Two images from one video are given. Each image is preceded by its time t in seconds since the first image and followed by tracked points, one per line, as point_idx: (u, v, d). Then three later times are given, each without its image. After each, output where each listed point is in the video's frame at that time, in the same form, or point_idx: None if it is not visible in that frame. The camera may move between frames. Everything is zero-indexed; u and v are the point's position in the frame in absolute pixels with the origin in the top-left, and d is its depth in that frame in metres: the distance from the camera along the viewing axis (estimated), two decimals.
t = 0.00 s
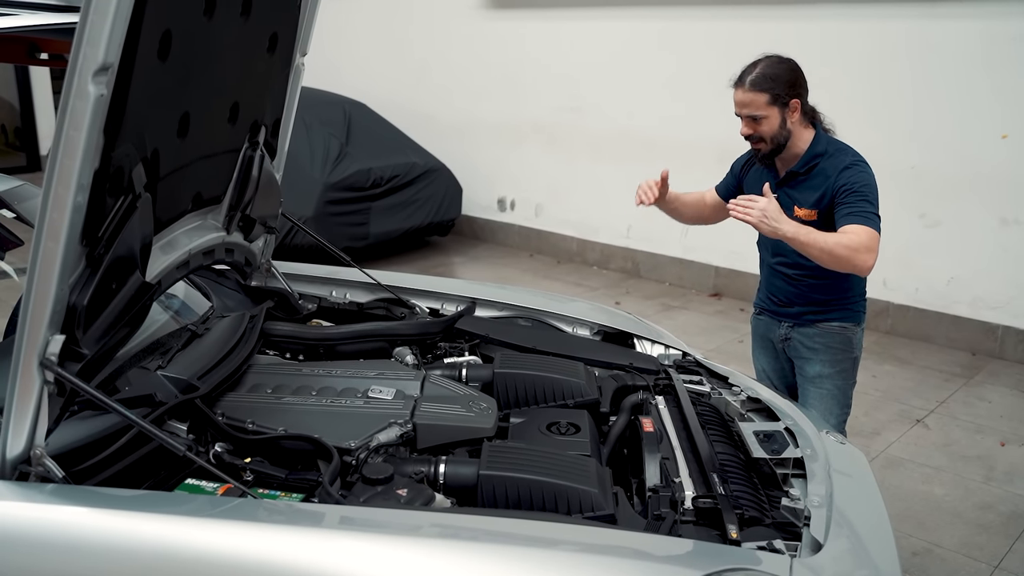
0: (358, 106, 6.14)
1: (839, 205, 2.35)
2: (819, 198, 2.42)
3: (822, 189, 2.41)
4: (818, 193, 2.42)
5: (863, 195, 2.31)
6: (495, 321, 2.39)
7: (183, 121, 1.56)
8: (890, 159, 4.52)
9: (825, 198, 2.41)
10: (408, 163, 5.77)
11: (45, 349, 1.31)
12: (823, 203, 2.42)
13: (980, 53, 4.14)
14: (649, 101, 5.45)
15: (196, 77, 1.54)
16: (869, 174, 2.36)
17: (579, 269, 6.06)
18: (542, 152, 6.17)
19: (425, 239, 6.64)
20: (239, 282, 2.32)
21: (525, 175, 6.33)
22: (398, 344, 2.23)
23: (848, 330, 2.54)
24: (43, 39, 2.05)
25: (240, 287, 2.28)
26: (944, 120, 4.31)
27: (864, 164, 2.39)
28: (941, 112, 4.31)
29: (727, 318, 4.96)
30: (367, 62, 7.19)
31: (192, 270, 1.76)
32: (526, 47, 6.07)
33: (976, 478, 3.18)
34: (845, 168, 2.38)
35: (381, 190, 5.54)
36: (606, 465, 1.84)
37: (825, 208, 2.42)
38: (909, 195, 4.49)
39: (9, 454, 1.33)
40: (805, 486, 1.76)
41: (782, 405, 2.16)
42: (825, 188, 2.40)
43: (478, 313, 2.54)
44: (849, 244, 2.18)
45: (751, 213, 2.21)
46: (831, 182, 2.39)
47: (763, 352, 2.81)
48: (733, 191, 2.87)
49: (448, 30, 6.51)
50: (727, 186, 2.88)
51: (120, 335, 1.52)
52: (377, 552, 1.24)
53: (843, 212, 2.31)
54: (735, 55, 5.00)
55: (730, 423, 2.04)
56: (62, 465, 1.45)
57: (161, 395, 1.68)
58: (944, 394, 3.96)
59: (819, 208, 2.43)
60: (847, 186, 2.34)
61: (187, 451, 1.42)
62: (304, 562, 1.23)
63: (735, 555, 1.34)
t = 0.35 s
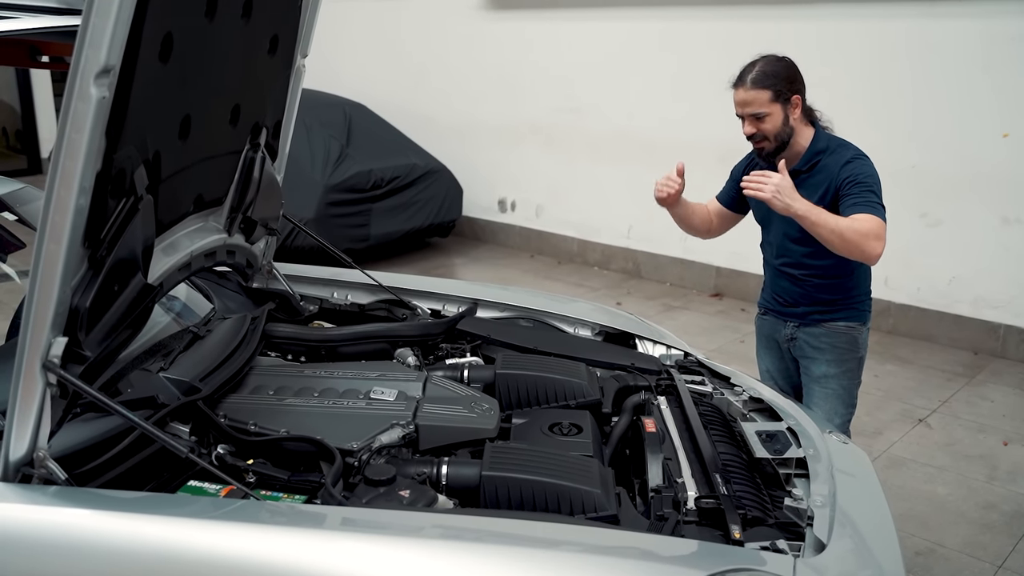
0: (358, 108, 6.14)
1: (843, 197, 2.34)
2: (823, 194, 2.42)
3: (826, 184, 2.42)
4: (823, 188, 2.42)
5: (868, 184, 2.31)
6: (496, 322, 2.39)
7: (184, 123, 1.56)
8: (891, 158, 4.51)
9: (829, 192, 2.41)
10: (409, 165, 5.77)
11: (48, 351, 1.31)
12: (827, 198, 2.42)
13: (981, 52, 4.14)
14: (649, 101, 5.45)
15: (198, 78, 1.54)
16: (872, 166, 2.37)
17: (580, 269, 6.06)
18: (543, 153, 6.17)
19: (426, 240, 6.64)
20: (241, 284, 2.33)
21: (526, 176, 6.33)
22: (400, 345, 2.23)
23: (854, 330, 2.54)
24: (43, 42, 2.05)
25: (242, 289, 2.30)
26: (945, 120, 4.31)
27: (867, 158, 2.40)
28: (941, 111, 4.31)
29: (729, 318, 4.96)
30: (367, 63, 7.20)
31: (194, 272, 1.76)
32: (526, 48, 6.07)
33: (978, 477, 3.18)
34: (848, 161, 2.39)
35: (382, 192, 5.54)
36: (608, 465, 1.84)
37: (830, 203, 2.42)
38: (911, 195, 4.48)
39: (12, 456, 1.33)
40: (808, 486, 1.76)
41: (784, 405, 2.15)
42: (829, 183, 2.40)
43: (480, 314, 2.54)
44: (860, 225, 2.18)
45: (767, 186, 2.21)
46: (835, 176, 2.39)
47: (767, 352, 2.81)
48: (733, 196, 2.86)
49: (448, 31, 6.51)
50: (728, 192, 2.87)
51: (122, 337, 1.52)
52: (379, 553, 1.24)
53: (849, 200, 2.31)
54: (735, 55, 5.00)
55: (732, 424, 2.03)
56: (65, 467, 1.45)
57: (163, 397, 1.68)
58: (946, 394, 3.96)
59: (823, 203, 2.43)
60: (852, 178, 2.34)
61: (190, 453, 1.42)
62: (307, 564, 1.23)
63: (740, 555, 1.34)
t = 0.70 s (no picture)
0: (359, 109, 6.15)
1: (847, 208, 2.37)
2: (823, 202, 2.42)
3: (824, 192, 2.42)
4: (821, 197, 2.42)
5: (869, 193, 2.34)
6: (498, 324, 2.39)
7: (186, 124, 1.56)
8: (892, 159, 4.52)
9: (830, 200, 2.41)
10: (410, 166, 5.77)
11: (50, 353, 1.31)
12: (829, 206, 2.42)
13: (983, 52, 4.14)
14: (650, 102, 5.46)
15: (199, 80, 1.54)
16: (870, 169, 2.38)
17: (581, 270, 6.07)
18: (543, 154, 6.17)
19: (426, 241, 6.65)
20: (242, 286, 2.33)
21: (526, 177, 6.33)
22: (402, 347, 2.23)
23: (861, 330, 2.54)
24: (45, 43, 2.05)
25: (244, 290, 2.32)
26: (946, 120, 4.31)
27: (863, 161, 2.40)
28: (943, 112, 4.31)
29: (729, 319, 4.96)
30: (367, 65, 7.21)
31: (196, 274, 1.76)
32: (527, 49, 6.07)
33: (980, 477, 3.18)
34: (846, 167, 2.38)
35: (382, 194, 5.53)
36: (610, 466, 1.84)
37: (832, 211, 2.43)
38: (912, 195, 4.48)
39: (14, 457, 1.33)
40: (809, 486, 1.76)
41: (786, 406, 2.15)
42: (827, 190, 2.41)
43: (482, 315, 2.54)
44: (842, 270, 2.34)
45: (749, 275, 2.45)
46: (834, 183, 2.39)
47: (773, 352, 2.81)
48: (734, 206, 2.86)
49: (449, 33, 6.52)
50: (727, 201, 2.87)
51: (125, 338, 1.52)
52: (380, 553, 1.24)
53: (856, 218, 2.36)
54: (736, 56, 5.00)
55: (734, 424, 2.03)
56: (68, 468, 1.45)
57: (165, 398, 1.68)
58: (947, 395, 3.95)
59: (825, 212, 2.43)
60: (852, 185, 2.35)
61: (192, 454, 1.42)
62: (309, 565, 1.23)
63: (744, 556, 1.34)
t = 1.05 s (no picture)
0: (360, 112, 6.16)
1: (847, 207, 2.37)
2: (824, 202, 2.43)
3: (825, 192, 2.42)
4: (823, 196, 2.43)
5: (868, 192, 2.34)
6: (500, 326, 2.39)
7: (188, 127, 1.56)
8: (893, 161, 4.52)
9: (831, 200, 2.41)
10: (411, 169, 5.78)
11: (53, 355, 1.31)
12: (829, 206, 2.42)
13: (984, 54, 4.14)
14: (650, 105, 5.46)
15: (200, 83, 1.54)
16: (871, 169, 2.37)
17: (582, 273, 6.07)
18: (544, 157, 6.17)
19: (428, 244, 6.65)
20: (244, 288, 2.33)
21: (527, 180, 6.33)
22: (404, 349, 2.23)
23: (862, 333, 2.53)
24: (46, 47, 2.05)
25: (246, 293, 2.32)
26: (947, 122, 4.31)
27: (864, 160, 2.40)
28: (944, 114, 4.31)
29: (731, 321, 4.95)
30: (368, 68, 7.22)
31: (198, 276, 1.76)
32: (527, 52, 6.08)
33: (982, 479, 3.17)
34: (845, 167, 2.38)
35: (384, 197, 5.54)
36: (612, 469, 1.84)
37: (832, 211, 2.43)
38: (913, 197, 4.49)
39: (17, 460, 1.33)
40: (812, 488, 1.76)
41: (788, 407, 2.15)
42: (828, 191, 2.41)
43: (483, 318, 2.54)
44: (840, 269, 2.33)
45: (747, 267, 2.48)
46: (835, 182, 2.39)
47: (775, 355, 2.81)
48: (736, 208, 2.86)
49: (450, 36, 6.52)
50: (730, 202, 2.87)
51: (127, 340, 1.52)
52: (381, 555, 1.24)
53: (853, 218, 2.36)
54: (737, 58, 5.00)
55: (736, 426, 2.03)
56: (70, 471, 1.45)
57: (167, 401, 1.68)
58: (949, 396, 3.95)
59: (826, 211, 2.43)
60: (852, 184, 2.35)
61: (194, 457, 1.42)
62: (311, 567, 1.23)
63: (747, 558, 1.34)
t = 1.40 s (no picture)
0: (360, 115, 6.16)
1: (842, 210, 2.38)
2: (820, 205, 2.43)
3: (822, 194, 2.42)
4: (819, 199, 2.43)
5: (864, 194, 2.34)
6: (498, 328, 2.39)
7: (187, 130, 1.56)
8: (891, 163, 4.52)
9: (827, 203, 2.42)
10: (410, 172, 5.78)
11: (51, 358, 1.31)
12: (825, 208, 2.43)
13: (982, 57, 4.14)
14: (649, 107, 5.47)
15: (199, 86, 1.54)
16: (866, 171, 2.38)
17: (581, 275, 6.07)
18: (543, 159, 6.18)
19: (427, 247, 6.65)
20: (242, 291, 2.34)
21: (526, 182, 6.34)
22: (402, 352, 2.23)
23: (861, 335, 2.53)
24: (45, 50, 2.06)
25: (244, 295, 2.32)
26: (945, 124, 4.31)
27: (860, 163, 2.40)
28: (942, 116, 4.31)
29: (730, 324, 4.96)
30: (367, 71, 7.23)
31: (196, 279, 1.76)
32: (526, 55, 6.09)
33: (981, 481, 3.17)
34: (841, 169, 2.39)
35: (383, 199, 5.55)
36: (611, 471, 1.84)
37: (828, 213, 2.43)
38: (911, 200, 4.49)
39: (16, 462, 1.33)
40: (810, 490, 1.76)
41: (786, 409, 2.15)
42: (824, 194, 2.41)
43: (482, 320, 2.54)
44: (837, 272, 2.34)
45: (745, 272, 2.46)
46: (830, 185, 2.39)
47: (773, 357, 2.82)
48: (734, 211, 2.86)
49: (448, 39, 6.53)
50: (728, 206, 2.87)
51: (125, 343, 1.52)
52: (378, 558, 1.24)
53: (849, 221, 2.36)
54: (736, 61, 5.01)
55: (734, 428, 2.03)
56: (68, 473, 1.45)
57: (165, 404, 1.69)
58: (948, 399, 3.95)
59: (823, 214, 2.43)
60: (848, 187, 2.36)
61: (192, 460, 1.42)
62: (309, 570, 1.23)
63: (746, 560, 1.34)
